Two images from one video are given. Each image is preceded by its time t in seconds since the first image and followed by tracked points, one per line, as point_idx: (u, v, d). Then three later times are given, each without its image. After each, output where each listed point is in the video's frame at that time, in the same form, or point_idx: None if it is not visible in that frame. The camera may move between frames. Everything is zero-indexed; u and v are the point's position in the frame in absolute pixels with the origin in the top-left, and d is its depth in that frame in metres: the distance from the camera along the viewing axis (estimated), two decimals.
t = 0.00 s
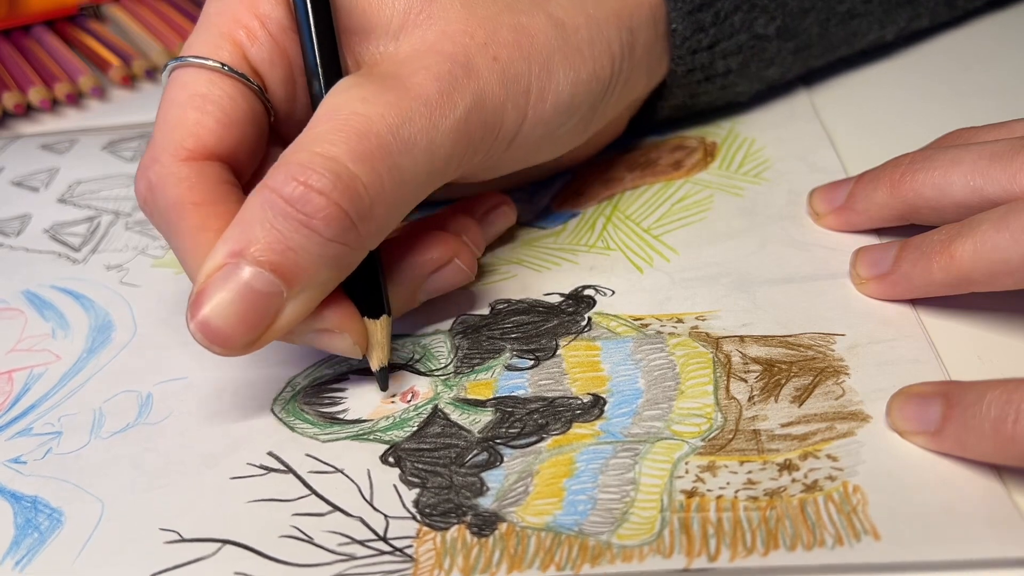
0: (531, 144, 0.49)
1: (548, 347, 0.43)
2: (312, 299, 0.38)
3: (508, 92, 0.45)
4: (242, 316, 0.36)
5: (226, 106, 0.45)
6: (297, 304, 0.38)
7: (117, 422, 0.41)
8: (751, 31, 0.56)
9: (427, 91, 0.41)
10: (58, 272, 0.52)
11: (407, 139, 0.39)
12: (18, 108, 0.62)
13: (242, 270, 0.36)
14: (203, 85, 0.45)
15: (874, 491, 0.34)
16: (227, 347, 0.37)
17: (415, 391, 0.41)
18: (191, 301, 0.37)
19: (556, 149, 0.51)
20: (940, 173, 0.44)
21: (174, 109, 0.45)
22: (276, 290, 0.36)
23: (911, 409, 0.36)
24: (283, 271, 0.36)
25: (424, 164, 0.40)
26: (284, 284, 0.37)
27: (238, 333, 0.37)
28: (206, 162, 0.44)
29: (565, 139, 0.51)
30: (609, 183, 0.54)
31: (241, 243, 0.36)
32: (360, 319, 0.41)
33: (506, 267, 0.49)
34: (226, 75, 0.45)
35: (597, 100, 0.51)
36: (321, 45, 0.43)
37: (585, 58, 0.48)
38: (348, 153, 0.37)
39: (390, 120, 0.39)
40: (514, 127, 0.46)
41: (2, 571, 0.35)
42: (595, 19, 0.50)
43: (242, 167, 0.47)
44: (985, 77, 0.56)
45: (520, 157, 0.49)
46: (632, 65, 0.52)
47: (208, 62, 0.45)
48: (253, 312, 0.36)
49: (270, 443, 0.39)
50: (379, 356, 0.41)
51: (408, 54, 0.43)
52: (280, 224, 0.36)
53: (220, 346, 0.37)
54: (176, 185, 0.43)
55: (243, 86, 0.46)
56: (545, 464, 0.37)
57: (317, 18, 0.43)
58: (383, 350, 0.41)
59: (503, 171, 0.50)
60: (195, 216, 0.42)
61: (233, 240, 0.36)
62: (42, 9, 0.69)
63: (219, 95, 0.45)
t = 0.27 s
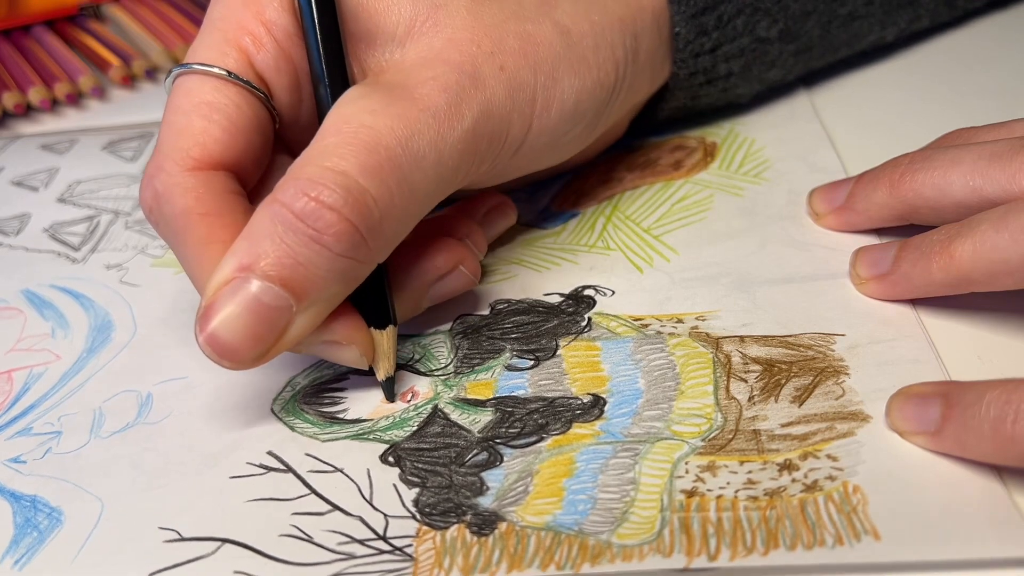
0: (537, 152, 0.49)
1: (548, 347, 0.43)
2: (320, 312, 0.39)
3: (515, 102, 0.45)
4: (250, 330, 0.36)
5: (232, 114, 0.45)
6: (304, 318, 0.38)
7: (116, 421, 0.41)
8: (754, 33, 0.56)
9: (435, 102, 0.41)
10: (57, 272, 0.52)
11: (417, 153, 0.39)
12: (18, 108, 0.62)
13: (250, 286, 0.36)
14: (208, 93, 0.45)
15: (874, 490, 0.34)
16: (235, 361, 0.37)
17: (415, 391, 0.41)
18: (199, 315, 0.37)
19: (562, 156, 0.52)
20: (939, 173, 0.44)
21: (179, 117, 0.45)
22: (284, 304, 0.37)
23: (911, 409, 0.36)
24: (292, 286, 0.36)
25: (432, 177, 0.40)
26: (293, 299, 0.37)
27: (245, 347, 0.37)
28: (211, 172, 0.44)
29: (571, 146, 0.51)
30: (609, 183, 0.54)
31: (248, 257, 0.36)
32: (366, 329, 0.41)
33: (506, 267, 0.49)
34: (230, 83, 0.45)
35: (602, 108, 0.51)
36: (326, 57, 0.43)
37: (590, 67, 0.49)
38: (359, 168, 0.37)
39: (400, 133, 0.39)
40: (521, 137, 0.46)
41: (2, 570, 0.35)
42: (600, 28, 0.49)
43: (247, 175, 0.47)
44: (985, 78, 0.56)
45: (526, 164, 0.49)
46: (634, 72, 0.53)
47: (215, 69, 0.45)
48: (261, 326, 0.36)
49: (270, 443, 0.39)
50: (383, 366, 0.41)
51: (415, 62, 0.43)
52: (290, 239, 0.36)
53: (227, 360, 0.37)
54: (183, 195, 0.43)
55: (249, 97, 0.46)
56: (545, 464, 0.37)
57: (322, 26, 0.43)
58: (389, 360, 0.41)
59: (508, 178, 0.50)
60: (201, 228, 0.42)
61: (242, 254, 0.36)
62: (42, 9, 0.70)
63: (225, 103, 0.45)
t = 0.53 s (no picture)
0: (535, 154, 0.49)
1: (548, 347, 0.43)
2: (319, 314, 0.39)
3: (515, 105, 0.45)
4: (252, 330, 0.37)
5: (231, 115, 0.45)
6: (304, 319, 0.38)
7: (116, 421, 0.41)
8: (755, 35, 0.57)
9: (434, 103, 0.41)
10: (57, 272, 0.52)
11: (416, 154, 0.39)
12: (18, 108, 0.62)
13: (250, 287, 0.36)
14: (207, 93, 0.45)
15: (874, 490, 0.34)
16: (235, 361, 0.38)
17: (415, 391, 0.41)
18: (200, 313, 0.37)
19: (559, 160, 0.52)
20: (939, 173, 0.44)
21: (178, 118, 0.45)
22: (284, 305, 0.37)
23: (911, 409, 0.36)
24: (292, 288, 0.37)
25: (432, 179, 0.41)
26: (293, 300, 0.37)
27: (246, 348, 0.37)
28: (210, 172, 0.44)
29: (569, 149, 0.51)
30: (609, 184, 0.54)
31: (249, 258, 0.36)
32: (366, 330, 0.41)
33: (506, 267, 0.49)
34: (229, 82, 0.45)
35: (601, 111, 0.51)
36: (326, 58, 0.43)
37: (590, 68, 0.49)
38: (360, 171, 0.37)
39: (400, 135, 0.39)
40: (519, 139, 0.47)
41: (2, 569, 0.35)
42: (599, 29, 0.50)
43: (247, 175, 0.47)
44: (984, 78, 0.56)
45: (524, 167, 0.50)
46: (634, 72, 0.53)
47: (214, 71, 0.45)
48: (261, 326, 0.37)
49: (270, 442, 0.39)
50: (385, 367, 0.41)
51: (415, 64, 0.43)
52: (290, 240, 0.36)
53: (228, 361, 0.38)
54: (181, 196, 0.43)
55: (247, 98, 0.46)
56: (545, 463, 0.37)
57: (323, 30, 0.43)
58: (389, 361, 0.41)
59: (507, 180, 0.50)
60: (200, 230, 0.42)
61: (242, 254, 0.36)
62: (42, 9, 0.70)
63: (225, 104, 0.45)
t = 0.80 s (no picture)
0: (536, 154, 0.49)
1: (548, 347, 0.43)
2: (319, 314, 0.39)
3: (516, 104, 0.45)
4: (253, 330, 0.37)
5: (232, 114, 0.45)
6: (305, 318, 0.38)
7: (116, 421, 0.41)
8: (754, 34, 0.57)
9: (433, 103, 0.41)
10: (57, 272, 0.52)
11: (417, 153, 0.39)
12: (18, 108, 0.62)
13: (251, 286, 0.36)
14: (207, 93, 0.45)
15: (874, 491, 0.34)
16: (235, 361, 0.38)
17: (415, 391, 0.41)
18: (200, 313, 0.37)
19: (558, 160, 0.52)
20: (939, 174, 0.44)
21: (180, 117, 0.45)
22: (284, 304, 0.37)
23: (911, 409, 0.36)
24: (293, 287, 0.37)
25: (432, 178, 0.41)
26: (294, 300, 0.37)
27: (248, 348, 0.37)
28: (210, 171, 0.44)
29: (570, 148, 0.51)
30: (608, 183, 0.54)
31: (251, 258, 0.36)
32: (367, 329, 0.41)
33: (506, 267, 0.49)
34: (231, 82, 0.45)
35: (600, 109, 0.51)
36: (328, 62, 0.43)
37: (590, 68, 0.49)
38: (358, 169, 0.37)
39: (401, 134, 0.39)
40: (520, 139, 0.47)
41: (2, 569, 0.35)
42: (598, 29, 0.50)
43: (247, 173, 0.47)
44: (984, 78, 0.56)
45: (525, 166, 0.50)
46: (634, 72, 0.53)
47: (214, 70, 0.45)
48: (262, 326, 0.37)
49: (270, 442, 0.39)
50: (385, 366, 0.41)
51: (415, 64, 0.43)
52: (291, 240, 0.36)
53: (228, 361, 0.38)
54: (179, 196, 0.43)
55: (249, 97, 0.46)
56: (545, 463, 0.37)
57: (322, 30, 0.43)
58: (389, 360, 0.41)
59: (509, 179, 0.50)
60: (199, 229, 0.42)
61: (244, 254, 0.36)
62: (42, 9, 0.70)
63: (225, 103, 0.45)
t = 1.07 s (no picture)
0: (496, 107, 0.49)
1: (549, 347, 0.43)
2: (251, 214, 0.38)
3: (477, 45, 0.46)
4: (182, 219, 0.36)
5: (190, 41, 0.47)
6: (234, 217, 0.38)
7: (117, 422, 0.41)
8: (749, 27, 0.57)
9: (395, 31, 0.42)
10: (58, 272, 0.52)
11: (369, 72, 0.40)
12: (18, 108, 0.63)
13: (184, 173, 0.36)
14: (172, 22, 0.48)
15: (874, 491, 0.34)
16: (158, 249, 0.37)
17: (415, 390, 0.41)
18: (131, 200, 0.37)
19: (524, 124, 0.52)
20: (939, 173, 0.44)
21: (142, 42, 0.47)
22: (217, 199, 0.36)
23: (911, 408, 0.36)
24: (228, 181, 0.36)
25: (380, 104, 0.41)
26: (225, 195, 0.37)
27: (174, 239, 0.37)
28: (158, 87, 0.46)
29: (536, 108, 0.51)
30: (608, 182, 0.54)
31: (190, 148, 0.36)
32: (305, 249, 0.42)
33: (505, 266, 0.49)
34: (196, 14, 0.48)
35: (570, 71, 0.51)
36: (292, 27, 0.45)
37: (562, 22, 0.49)
38: (305, 73, 0.38)
39: (355, 52, 0.40)
40: (480, 85, 0.47)
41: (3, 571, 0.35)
42: None
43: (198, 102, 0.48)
44: (984, 77, 0.56)
45: (487, 119, 0.50)
46: (612, 41, 0.53)
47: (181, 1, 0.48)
48: (192, 218, 0.36)
49: (270, 442, 0.39)
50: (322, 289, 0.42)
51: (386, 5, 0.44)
52: (230, 133, 0.36)
53: (152, 252, 0.37)
54: (128, 106, 0.44)
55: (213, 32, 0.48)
56: (546, 463, 0.37)
57: None
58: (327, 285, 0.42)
59: (472, 134, 0.51)
60: (140, 134, 0.43)
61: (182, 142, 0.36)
62: (42, 8, 0.69)
63: (186, 33, 0.47)
